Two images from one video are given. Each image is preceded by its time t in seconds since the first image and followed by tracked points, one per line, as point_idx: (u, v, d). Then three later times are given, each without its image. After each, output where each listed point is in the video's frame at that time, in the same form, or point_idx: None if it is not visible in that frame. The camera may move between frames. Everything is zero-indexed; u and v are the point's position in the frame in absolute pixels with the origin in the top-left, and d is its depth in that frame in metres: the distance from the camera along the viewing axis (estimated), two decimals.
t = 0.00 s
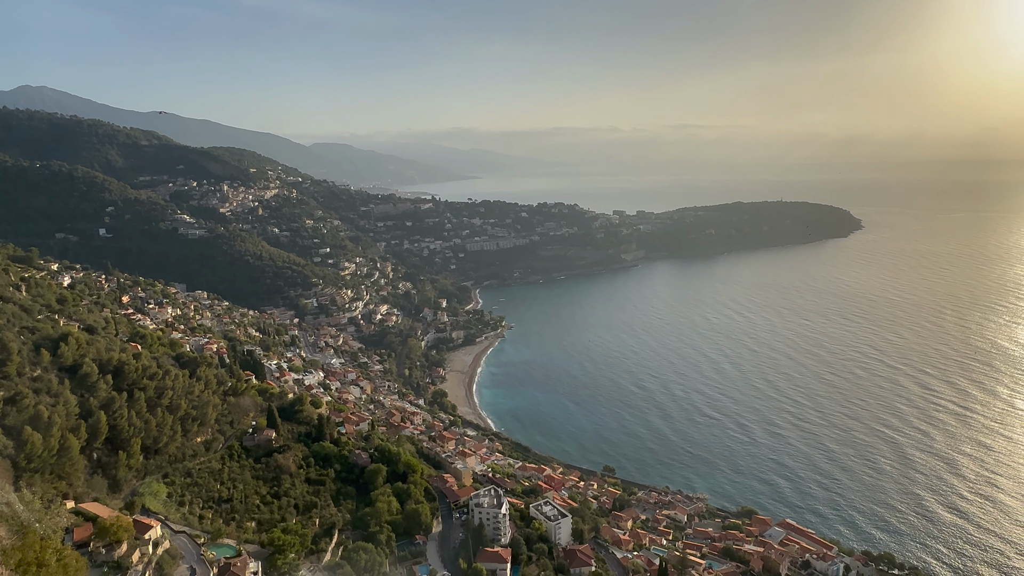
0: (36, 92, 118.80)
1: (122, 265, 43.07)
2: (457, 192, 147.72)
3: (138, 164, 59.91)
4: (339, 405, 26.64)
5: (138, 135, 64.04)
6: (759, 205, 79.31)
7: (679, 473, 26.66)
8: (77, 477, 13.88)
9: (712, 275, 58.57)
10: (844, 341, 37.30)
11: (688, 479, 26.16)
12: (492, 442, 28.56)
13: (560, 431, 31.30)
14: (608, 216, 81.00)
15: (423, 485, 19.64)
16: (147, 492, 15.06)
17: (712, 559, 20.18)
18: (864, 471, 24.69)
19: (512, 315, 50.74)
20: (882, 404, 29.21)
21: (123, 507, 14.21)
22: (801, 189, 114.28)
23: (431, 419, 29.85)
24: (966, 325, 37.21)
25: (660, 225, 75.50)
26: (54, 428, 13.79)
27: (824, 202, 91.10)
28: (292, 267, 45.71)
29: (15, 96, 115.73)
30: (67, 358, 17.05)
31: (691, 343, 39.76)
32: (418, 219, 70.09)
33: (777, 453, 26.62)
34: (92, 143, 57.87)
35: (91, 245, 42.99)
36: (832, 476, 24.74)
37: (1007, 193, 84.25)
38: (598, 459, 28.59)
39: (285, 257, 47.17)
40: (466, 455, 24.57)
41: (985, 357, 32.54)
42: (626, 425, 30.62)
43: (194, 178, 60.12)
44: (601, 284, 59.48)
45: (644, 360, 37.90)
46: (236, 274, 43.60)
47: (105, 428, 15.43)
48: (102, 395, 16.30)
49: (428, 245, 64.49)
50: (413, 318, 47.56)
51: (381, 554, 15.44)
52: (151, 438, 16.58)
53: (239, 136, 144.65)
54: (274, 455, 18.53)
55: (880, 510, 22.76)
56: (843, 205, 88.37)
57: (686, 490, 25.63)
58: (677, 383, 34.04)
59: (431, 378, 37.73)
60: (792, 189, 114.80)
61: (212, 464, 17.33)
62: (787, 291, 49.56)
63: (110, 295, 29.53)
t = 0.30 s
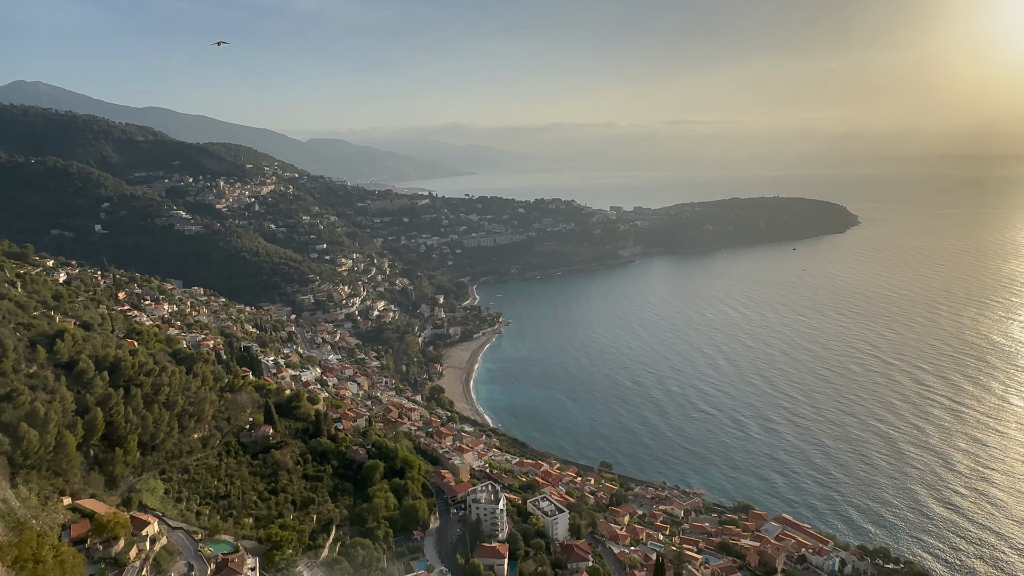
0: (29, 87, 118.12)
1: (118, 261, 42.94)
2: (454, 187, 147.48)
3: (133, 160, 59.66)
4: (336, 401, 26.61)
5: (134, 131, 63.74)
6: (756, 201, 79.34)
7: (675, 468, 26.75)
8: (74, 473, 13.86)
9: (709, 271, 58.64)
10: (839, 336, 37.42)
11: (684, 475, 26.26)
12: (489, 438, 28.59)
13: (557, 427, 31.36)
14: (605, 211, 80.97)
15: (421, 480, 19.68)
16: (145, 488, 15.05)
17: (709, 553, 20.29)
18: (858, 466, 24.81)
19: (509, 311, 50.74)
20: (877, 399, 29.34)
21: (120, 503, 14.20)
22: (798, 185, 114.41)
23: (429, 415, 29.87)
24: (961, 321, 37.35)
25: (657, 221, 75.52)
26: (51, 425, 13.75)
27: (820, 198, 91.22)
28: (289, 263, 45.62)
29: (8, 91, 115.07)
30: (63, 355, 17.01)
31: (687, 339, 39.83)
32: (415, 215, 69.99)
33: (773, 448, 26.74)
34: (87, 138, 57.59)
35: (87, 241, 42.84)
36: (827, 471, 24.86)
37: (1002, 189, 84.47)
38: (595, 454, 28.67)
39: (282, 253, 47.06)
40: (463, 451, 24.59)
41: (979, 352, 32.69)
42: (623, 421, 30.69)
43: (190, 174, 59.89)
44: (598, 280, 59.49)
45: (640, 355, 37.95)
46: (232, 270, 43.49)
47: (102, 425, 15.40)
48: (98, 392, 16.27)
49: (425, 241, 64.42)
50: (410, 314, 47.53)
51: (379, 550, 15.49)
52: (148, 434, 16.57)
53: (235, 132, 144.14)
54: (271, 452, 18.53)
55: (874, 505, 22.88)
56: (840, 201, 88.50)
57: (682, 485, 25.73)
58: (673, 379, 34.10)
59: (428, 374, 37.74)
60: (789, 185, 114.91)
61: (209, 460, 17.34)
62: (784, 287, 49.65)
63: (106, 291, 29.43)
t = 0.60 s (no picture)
0: (24, 82, 117.46)
1: (114, 257, 42.81)
2: (451, 183, 147.23)
3: (129, 155, 59.40)
4: (333, 397, 26.61)
5: (129, 126, 63.44)
6: (753, 196, 79.36)
7: (671, 463, 26.82)
8: (71, 469, 13.85)
9: (705, 266, 58.69)
10: (835, 331, 37.51)
11: (680, 470, 26.34)
12: (486, 434, 28.62)
13: (554, 422, 31.41)
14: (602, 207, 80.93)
15: (418, 476, 19.70)
16: (141, 484, 15.05)
17: (705, 548, 20.39)
18: (853, 461, 24.91)
19: (506, 307, 50.73)
20: (871, 395, 29.45)
21: (117, 499, 14.19)
22: (795, 181, 114.45)
23: (426, 410, 29.88)
24: (955, 316, 37.46)
25: (654, 216, 75.51)
26: (47, 420, 13.72)
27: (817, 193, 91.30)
28: (286, 259, 45.52)
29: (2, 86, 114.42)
30: (59, 351, 16.97)
31: (684, 334, 39.88)
32: (412, 211, 69.88)
33: (768, 443, 26.82)
34: (82, 133, 57.30)
35: (82, 236, 42.68)
36: (822, 466, 24.95)
37: (998, 185, 84.60)
38: (591, 450, 28.75)
39: (278, 248, 46.95)
40: (460, 446, 24.61)
41: (973, 347, 32.81)
42: (619, 416, 30.74)
43: (186, 170, 59.68)
44: (595, 275, 59.50)
45: (636, 351, 38.00)
46: (228, 266, 43.40)
47: (98, 421, 15.38)
48: (95, 387, 16.25)
49: (422, 236, 64.33)
50: (407, 310, 47.48)
51: (376, 545, 15.54)
52: (145, 430, 16.56)
53: (231, 126, 143.60)
54: (268, 447, 18.53)
55: (869, 499, 22.99)
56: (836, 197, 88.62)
57: (678, 480, 25.80)
58: (670, 374, 34.16)
59: (425, 369, 37.73)
60: (786, 180, 114.97)
61: (206, 455, 17.35)
62: (780, 282, 49.72)
63: (102, 287, 29.33)
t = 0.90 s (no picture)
0: (16, 74, 116.52)
1: (108, 252, 42.62)
2: (448, 177, 146.93)
3: (123, 149, 59.06)
4: (329, 392, 26.60)
5: (122, 119, 63.04)
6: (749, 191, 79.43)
7: (667, 457, 26.96)
8: (66, 464, 13.82)
9: (701, 261, 58.75)
10: (829, 326, 37.66)
11: (676, 464, 26.47)
12: (482, 428, 28.66)
13: (550, 416, 31.48)
14: (598, 201, 80.88)
15: (414, 470, 19.74)
16: (137, 479, 15.03)
17: (701, 541, 20.53)
18: (846, 454, 25.07)
19: (502, 301, 50.72)
20: (864, 389, 29.61)
21: (112, 494, 14.18)
22: (791, 175, 114.54)
23: (422, 405, 29.90)
24: (949, 310, 37.63)
25: (650, 211, 75.53)
26: (42, 415, 13.67)
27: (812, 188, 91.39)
28: (281, 253, 45.40)
29: None
30: (54, 346, 16.92)
31: (680, 328, 39.98)
32: (408, 205, 69.73)
33: (764, 437, 26.94)
34: (76, 127, 56.93)
35: (76, 231, 42.48)
36: (816, 459, 25.11)
37: (993, 179, 84.85)
38: (586, 444, 28.85)
39: (273, 243, 46.82)
40: (456, 441, 24.65)
41: (966, 341, 33.00)
42: (615, 410, 30.84)
43: (180, 164, 59.37)
44: (591, 270, 59.51)
45: (632, 345, 38.08)
46: (224, 261, 43.28)
47: (93, 416, 15.34)
48: (90, 382, 16.21)
49: (418, 231, 64.24)
50: (403, 304, 47.43)
51: (373, 539, 15.61)
52: (140, 425, 16.52)
53: (226, 120, 142.93)
54: (265, 442, 18.54)
55: (862, 493, 23.17)
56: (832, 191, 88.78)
57: (673, 474, 25.93)
58: (666, 368, 34.26)
59: (421, 364, 37.73)
60: (782, 175, 115.05)
61: (202, 450, 17.35)
62: (776, 277, 49.84)
63: (97, 282, 29.21)
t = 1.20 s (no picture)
0: (5, 66, 115.27)
1: (100, 245, 42.35)
2: (443, 171, 146.61)
3: (114, 142, 58.62)
4: (324, 385, 26.57)
5: (113, 112, 62.55)
6: (743, 184, 79.56)
7: (661, 449, 27.08)
8: (59, 458, 13.78)
9: (695, 255, 58.84)
10: (822, 319, 37.85)
11: (670, 456, 26.60)
12: (477, 421, 28.70)
13: (544, 410, 31.56)
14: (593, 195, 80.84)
15: (409, 463, 19.78)
16: (131, 473, 15.00)
17: (694, 532, 20.70)
18: (838, 446, 25.26)
19: (497, 295, 50.71)
20: (855, 381, 29.78)
21: (106, 488, 14.14)
22: (785, 169, 114.76)
23: (416, 398, 29.90)
24: (940, 303, 37.86)
25: (644, 204, 75.59)
26: (34, 410, 13.61)
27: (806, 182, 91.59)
28: (275, 247, 45.22)
29: None
30: (45, 340, 16.82)
31: (673, 322, 40.10)
32: (402, 199, 69.51)
33: (756, 429, 27.10)
34: (66, 120, 56.46)
35: (67, 224, 42.20)
36: (808, 451, 25.28)
37: (985, 173, 85.21)
38: (580, 437, 28.95)
39: (267, 237, 46.61)
40: (451, 434, 24.68)
41: (956, 334, 33.23)
42: (609, 403, 30.95)
43: (173, 157, 59.01)
44: (585, 263, 59.53)
45: (626, 339, 38.16)
46: (217, 254, 43.11)
47: (86, 411, 15.28)
48: (82, 377, 16.14)
49: (412, 225, 64.09)
50: (397, 298, 47.35)
51: (368, 533, 15.66)
52: (134, 419, 16.47)
53: (219, 113, 142.04)
54: (259, 436, 18.52)
55: (854, 484, 23.36)
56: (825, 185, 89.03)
57: (667, 466, 26.07)
58: (660, 362, 34.36)
59: (416, 358, 37.71)
60: (775, 169, 115.26)
61: (196, 445, 17.32)
62: (769, 270, 50.00)
63: (88, 275, 29.03)
